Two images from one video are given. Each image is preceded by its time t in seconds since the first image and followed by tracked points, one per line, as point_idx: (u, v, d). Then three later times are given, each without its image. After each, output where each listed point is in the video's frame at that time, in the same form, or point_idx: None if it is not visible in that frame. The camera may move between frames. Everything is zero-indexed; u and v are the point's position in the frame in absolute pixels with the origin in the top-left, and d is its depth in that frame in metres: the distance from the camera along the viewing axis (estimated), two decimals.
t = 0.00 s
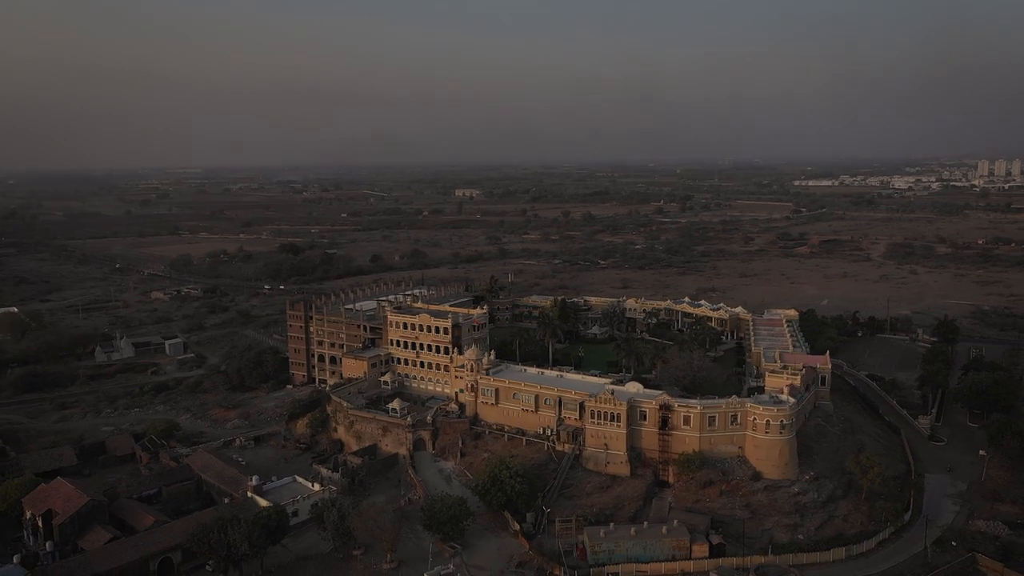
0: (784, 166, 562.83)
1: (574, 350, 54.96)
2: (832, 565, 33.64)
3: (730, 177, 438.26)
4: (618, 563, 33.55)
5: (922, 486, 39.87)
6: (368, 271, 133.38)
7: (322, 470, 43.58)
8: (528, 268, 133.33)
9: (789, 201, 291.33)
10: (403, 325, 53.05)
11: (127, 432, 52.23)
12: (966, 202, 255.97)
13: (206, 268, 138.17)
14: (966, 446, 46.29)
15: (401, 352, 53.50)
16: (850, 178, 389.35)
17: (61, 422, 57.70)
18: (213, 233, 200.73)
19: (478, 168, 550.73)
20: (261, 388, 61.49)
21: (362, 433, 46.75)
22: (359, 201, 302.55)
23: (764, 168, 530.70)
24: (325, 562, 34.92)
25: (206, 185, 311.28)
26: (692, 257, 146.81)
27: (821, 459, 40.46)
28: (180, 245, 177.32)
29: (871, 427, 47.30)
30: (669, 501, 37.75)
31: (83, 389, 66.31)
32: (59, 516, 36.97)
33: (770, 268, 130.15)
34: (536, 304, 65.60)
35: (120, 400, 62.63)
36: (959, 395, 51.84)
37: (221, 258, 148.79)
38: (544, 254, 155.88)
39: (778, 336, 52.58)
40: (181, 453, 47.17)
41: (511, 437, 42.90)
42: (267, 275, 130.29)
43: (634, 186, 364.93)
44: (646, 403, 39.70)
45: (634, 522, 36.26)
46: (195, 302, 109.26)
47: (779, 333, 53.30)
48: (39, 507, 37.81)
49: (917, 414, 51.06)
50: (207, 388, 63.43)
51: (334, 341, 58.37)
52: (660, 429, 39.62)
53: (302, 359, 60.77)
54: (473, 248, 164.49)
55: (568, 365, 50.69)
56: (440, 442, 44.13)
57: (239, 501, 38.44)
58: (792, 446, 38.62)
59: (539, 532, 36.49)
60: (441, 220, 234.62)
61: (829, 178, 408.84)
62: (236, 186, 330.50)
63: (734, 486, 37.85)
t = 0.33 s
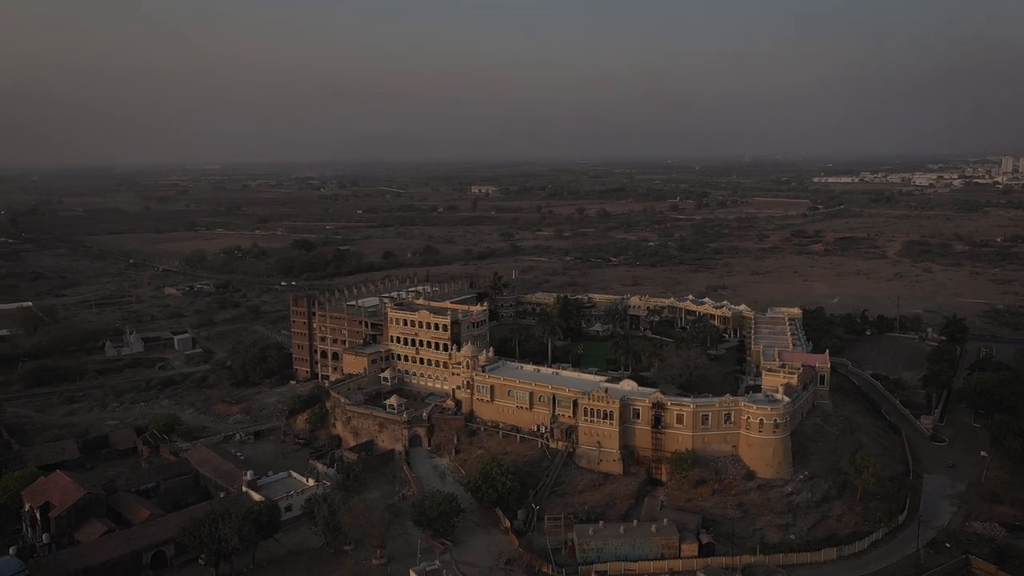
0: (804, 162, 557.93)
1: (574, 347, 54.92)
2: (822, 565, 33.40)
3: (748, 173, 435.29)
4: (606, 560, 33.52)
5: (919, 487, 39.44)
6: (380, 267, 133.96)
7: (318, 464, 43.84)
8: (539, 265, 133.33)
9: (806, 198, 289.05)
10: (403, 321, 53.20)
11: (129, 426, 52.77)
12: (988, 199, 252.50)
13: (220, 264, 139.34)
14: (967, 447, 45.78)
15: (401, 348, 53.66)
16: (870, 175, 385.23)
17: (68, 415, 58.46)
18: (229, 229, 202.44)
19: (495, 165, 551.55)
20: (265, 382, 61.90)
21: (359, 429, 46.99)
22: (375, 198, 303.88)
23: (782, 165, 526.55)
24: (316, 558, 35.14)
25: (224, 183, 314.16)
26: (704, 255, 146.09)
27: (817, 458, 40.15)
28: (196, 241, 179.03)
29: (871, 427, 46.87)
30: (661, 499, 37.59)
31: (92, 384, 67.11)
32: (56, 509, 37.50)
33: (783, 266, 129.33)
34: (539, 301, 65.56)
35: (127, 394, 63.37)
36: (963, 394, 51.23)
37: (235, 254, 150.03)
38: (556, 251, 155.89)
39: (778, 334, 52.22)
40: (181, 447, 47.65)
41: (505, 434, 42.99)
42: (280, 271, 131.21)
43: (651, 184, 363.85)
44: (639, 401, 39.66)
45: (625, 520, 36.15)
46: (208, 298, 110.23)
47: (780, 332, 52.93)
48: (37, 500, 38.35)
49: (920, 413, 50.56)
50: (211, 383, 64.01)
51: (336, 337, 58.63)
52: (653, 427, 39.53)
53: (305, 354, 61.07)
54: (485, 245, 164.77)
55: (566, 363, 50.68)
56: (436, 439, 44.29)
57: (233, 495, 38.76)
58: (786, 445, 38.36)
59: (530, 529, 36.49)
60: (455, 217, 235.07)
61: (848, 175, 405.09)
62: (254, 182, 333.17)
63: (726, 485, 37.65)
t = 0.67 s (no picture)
0: (824, 158, 552.82)
1: (574, 346, 54.87)
2: (812, 565, 33.13)
3: (767, 170, 431.90)
4: (594, 558, 33.43)
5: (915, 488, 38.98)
6: (392, 263, 134.34)
7: (314, 460, 44.10)
8: (550, 262, 133.11)
9: (825, 195, 286.47)
10: (403, 318, 53.32)
11: (132, 421, 53.29)
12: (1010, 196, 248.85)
13: (234, 260, 140.46)
14: (968, 448, 45.25)
15: (401, 344, 53.82)
16: (892, 171, 380.93)
17: (75, 409, 59.15)
18: (245, 225, 203.88)
19: (513, 162, 551.07)
20: (269, 378, 62.30)
21: (357, 425, 47.22)
22: (391, 194, 304.78)
23: (802, 162, 521.99)
24: (306, 553, 35.33)
25: (241, 179, 316.51)
26: (717, 252, 145.23)
27: (812, 458, 39.82)
28: (211, 237, 180.35)
29: (871, 426, 46.43)
30: (653, 498, 37.43)
31: (99, 378, 67.85)
32: (54, 501, 37.98)
33: (795, 264, 128.27)
34: (543, 298, 65.40)
35: (133, 388, 64.02)
36: (967, 394, 50.61)
37: (249, 250, 151.01)
38: (568, 248, 155.62)
39: (780, 332, 51.78)
40: (182, 442, 48.09)
41: (500, 431, 43.05)
42: (292, 267, 131.92)
43: (668, 180, 362.21)
44: (632, 399, 39.55)
45: (615, 518, 36.03)
46: (219, 294, 111.08)
47: (782, 330, 52.51)
48: (36, 493, 38.85)
49: (922, 413, 50.05)
50: (216, 378, 64.48)
51: (339, 333, 58.87)
52: (646, 425, 39.42)
53: (309, 350, 61.37)
54: (498, 242, 164.73)
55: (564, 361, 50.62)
56: (431, 435, 44.45)
57: (227, 489, 39.03)
58: (779, 444, 38.08)
59: (520, 526, 36.46)
60: (470, 214, 235.13)
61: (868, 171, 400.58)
62: (272, 178, 335.41)
63: (718, 484, 37.41)
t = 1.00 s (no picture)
0: (844, 155, 547.58)
1: (574, 343, 54.86)
2: (803, 567, 32.87)
3: (786, 167, 428.67)
4: (581, 556, 33.38)
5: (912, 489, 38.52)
6: (403, 260, 134.67)
7: (310, 455, 44.36)
8: (560, 260, 132.94)
9: (843, 192, 283.97)
10: (403, 315, 53.44)
11: (135, 415, 53.77)
12: None
13: (247, 256, 141.38)
14: (969, 449, 44.68)
15: (401, 341, 53.96)
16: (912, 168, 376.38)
17: (81, 403, 59.87)
18: (260, 221, 205.07)
19: (530, 159, 550.56)
20: (272, 373, 62.70)
21: (354, 421, 47.44)
22: (408, 191, 305.51)
23: (821, 158, 517.45)
24: (296, 549, 35.54)
25: (259, 176, 318.47)
26: (730, 250, 144.28)
27: (807, 458, 39.51)
28: (227, 233, 181.55)
29: (871, 426, 45.95)
30: (644, 496, 37.30)
31: (107, 373, 68.62)
32: (52, 494, 38.48)
33: (808, 262, 127.16)
34: (546, 296, 65.29)
35: (140, 383, 64.68)
36: (971, 395, 49.91)
37: (263, 247, 152.03)
38: (580, 245, 155.28)
39: (781, 331, 51.41)
40: (182, 436, 48.58)
41: (494, 428, 43.14)
42: (304, 264, 132.62)
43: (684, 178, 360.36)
44: (624, 397, 39.46)
45: (606, 516, 35.93)
46: (231, 290, 111.89)
47: (782, 329, 52.10)
48: (34, 485, 39.39)
49: (924, 413, 49.50)
50: (221, 374, 65.02)
51: (341, 330, 59.10)
52: (638, 423, 39.33)
53: (312, 347, 61.71)
54: (510, 239, 164.69)
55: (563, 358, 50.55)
56: (427, 431, 44.60)
57: (222, 484, 39.35)
58: (773, 444, 37.78)
59: (511, 524, 36.50)
60: (484, 211, 235.35)
61: (889, 168, 396.36)
62: (290, 175, 337.04)
63: (710, 483, 37.19)
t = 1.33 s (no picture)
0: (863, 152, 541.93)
1: (574, 341, 54.80)
2: (792, 568, 32.57)
3: (806, 164, 424.79)
4: (569, 555, 33.31)
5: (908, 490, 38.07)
6: (414, 257, 134.95)
7: (307, 451, 44.59)
8: (572, 257, 132.63)
9: (861, 189, 280.98)
10: (403, 312, 53.58)
11: (138, 410, 54.28)
12: None
13: (261, 252, 142.39)
14: (971, 450, 44.09)
15: (401, 338, 54.13)
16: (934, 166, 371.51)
17: (88, 397, 60.61)
18: (276, 217, 206.33)
19: (548, 155, 550.01)
20: (276, 369, 63.12)
21: (351, 417, 47.60)
22: (424, 188, 306.27)
23: (841, 155, 512.45)
24: (287, 545, 35.75)
25: (278, 172, 320.53)
26: (743, 248, 143.24)
27: (801, 458, 39.19)
28: (243, 229, 182.87)
29: (871, 426, 45.52)
30: (636, 495, 37.16)
31: (116, 368, 69.38)
32: (49, 487, 38.97)
33: (821, 260, 125.96)
34: (549, 293, 65.23)
35: (147, 377, 65.38)
36: (975, 396, 49.26)
37: (277, 243, 153.02)
38: (593, 242, 154.83)
39: (781, 330, 51.03)
40: (182, 431, 49.02)
41: (489, 426, 43.20)
42: (316, 260, 133.27)
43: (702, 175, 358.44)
44: (617, 395, 39.37)
45: (596, 515, 35.85)
46: (242, 286, 112.70)
47: (783, 327, 51.68)
48: (33, 478, 39.93)
49: (927, 413, 48.93)
50: (226, 369, 65.54)
51: (343, 326, 59.32)
52: (631, 422, 39.24)
53: (315, 342, 62.00)
54: (523, 236, 164.58)
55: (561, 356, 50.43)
56: (422, 428, 44.73)
57: (217, 478, 39.65)
58: (766, 443, 37.52)
59: (501, 521, 36.52)
60: (499, 207, 235.28)
61: (909, 165, 391.68)
62: (309, 171, 338.72)
63: (702, 482, 36.99)
